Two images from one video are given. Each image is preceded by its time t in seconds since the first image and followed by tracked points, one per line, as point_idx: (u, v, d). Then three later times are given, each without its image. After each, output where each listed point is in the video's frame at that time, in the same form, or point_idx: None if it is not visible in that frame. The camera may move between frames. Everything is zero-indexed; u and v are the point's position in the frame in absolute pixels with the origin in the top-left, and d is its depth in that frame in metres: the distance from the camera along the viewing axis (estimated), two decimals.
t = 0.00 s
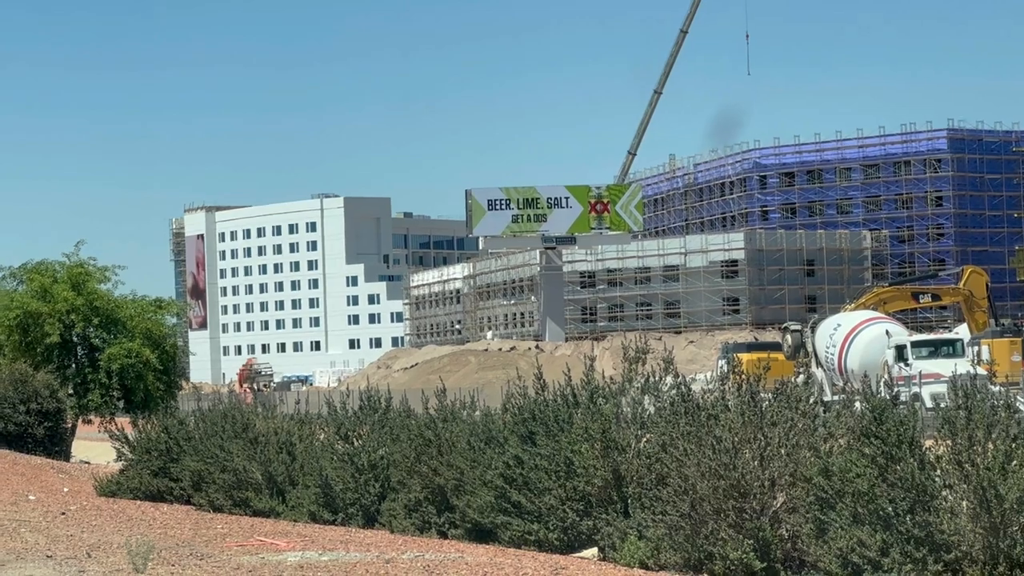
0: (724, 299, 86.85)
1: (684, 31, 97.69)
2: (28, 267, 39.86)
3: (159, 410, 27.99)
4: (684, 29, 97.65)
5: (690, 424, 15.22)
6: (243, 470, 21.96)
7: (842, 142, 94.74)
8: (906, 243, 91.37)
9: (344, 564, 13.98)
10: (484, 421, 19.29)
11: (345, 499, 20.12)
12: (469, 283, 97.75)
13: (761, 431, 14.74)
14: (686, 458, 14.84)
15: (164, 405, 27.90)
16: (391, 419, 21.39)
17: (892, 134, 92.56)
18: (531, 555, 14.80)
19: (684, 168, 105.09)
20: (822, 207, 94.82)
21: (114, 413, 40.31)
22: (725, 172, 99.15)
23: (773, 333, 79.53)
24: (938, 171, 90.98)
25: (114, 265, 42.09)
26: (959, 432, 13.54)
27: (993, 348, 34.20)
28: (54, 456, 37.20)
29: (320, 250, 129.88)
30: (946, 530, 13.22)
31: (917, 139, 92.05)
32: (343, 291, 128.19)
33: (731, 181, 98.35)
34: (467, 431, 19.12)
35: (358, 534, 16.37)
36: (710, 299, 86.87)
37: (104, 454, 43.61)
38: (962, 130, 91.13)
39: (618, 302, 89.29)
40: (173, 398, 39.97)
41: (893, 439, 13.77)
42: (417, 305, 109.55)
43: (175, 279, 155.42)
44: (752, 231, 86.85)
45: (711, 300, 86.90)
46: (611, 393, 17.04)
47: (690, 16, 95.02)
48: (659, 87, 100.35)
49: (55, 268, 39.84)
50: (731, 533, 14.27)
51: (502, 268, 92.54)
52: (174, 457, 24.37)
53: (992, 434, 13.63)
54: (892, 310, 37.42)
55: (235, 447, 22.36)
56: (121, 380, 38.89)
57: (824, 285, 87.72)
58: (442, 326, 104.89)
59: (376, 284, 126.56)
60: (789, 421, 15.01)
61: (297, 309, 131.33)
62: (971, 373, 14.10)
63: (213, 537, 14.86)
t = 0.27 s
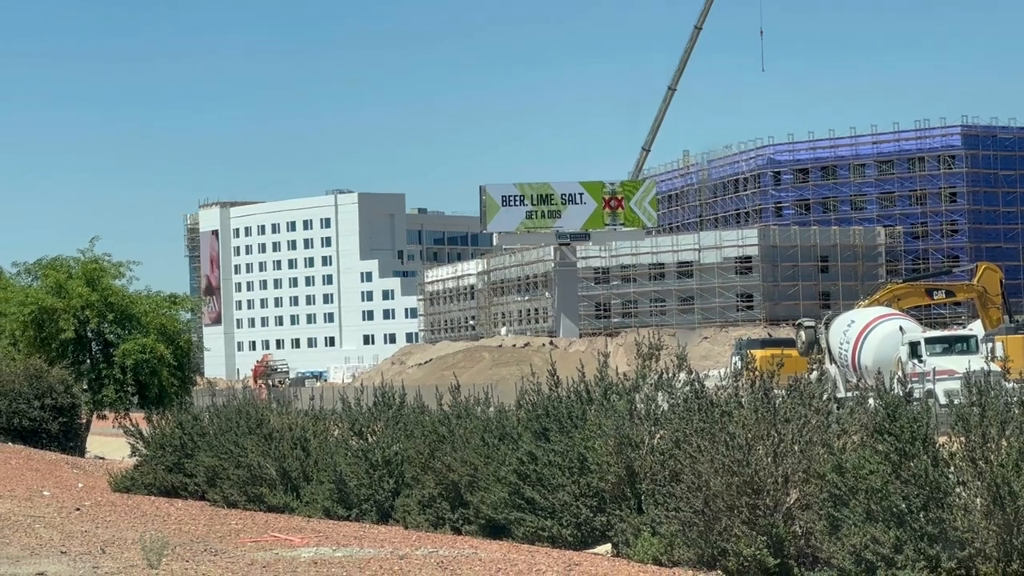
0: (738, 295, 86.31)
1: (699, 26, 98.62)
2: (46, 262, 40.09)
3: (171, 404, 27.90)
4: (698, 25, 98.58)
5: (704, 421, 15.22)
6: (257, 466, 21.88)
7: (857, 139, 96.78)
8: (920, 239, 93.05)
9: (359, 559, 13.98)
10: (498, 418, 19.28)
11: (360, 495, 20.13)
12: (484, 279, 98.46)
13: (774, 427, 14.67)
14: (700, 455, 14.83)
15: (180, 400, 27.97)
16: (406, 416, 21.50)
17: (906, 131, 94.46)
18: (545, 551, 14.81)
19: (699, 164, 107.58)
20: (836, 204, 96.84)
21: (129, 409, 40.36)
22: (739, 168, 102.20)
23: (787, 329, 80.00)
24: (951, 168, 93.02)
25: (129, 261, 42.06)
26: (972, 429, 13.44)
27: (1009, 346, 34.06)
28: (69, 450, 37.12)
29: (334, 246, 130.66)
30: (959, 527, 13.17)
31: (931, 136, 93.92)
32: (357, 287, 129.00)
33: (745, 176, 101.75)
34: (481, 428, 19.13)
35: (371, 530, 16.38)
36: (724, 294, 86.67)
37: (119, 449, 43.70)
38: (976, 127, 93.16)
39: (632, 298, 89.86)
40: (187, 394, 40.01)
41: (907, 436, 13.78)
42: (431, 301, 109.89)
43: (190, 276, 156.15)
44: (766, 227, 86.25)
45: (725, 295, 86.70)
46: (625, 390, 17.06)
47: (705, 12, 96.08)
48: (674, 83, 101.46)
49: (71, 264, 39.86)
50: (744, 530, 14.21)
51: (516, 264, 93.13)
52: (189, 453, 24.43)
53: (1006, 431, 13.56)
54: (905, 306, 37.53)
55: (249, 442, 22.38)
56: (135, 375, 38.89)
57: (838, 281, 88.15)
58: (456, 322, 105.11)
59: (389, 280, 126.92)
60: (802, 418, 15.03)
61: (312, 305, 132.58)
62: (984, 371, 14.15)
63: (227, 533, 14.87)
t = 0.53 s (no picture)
0: (751, 294, 87.51)
1: (712, 25, 99.75)
2: (57, 261, 39.99)
3: (183, 404, 27.85)
4: (711, 24, 99.72)
5: (716, 420, 15.24)
6: (269, 464, 21.95)
7: (869, 138, 98.57)
8: (933, 239, 95.19)
9: (370, 558, 13.97)
10: (509, 416, 19.27)
11: (372, 494, 20.21)
12: (496, 278, 98.34)
13: (787, 426, 14.71)
14: (712, 454, 14.84)
15: (192, 400, 28.02)
16: (417, 414, 21.58)
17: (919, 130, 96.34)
18: (556, 551, 14.81)
19: (711, 164, 109.25)
20: (849, 203, 98.84)
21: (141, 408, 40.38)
22: (752, 167, 104.31)
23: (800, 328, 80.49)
24: (964, 167, 94.79)
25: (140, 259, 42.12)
26: (985, 429, 13.37)
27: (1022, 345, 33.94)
28: (81, 449, 37.05)
29: (346, 244, 130.92)
30: (972, 526, 12.99)
31: (944, 135, 95.77)
32: (368, 285, 129.18)
33: (757, 175, 103.72)
34: (492, 427, 19.15)
35: (383, 530, 16.44)
36: (737, 293, 87.67)
37: (130, 448, 43.75)
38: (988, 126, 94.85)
39: (644, 297, 90.67)
40: (198, 393, 40.05)
41: (920, 435, 13.63)
42: (444, 300, 110.00)
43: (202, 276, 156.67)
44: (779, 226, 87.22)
45: (738, 294, 87.70)
46: (637, 389, 17.07)
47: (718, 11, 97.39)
48: (688, 81, 102.68)
49: (83, 262, 39.73)
50: (756, 529, 14.20)
51: (529, 263, 93.42)
52: (200, 451, 24.48)
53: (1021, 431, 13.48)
54: (917, 305, 37.54)
55: (261, 441, 22.40)
56: (147, 374, 38.94)
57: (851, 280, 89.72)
58: (469, 321, 105.34)
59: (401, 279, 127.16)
60: (814, 418, 14.98)
61: (323, 304, 132.82)
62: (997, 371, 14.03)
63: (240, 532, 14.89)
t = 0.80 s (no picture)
0: (762, 292, 87.60)
1: (723, 22, 99.85)
2: (68, 258, 40.40)
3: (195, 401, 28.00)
4: (722, 21, 99.85)
5: (727, 417, 15.32)
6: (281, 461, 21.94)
7: (881, 136, 100.51)
8: (945, 237, 96.17)
9: (381, 554, 13.99)
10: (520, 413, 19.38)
11: (383, 491, 20.59)
12: (507, 275, 98.52)
13: (798, 423, 14.70)
14: (723, 451, 14.93)
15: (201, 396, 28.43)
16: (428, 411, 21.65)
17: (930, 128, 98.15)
18: (567, 548, 14.85)
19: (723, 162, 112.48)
20: (860, 201, 100.63)
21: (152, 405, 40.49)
22: (764, 165, 106.30)
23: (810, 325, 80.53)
24: (976, 164, 96.20)
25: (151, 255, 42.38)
26: (997, 425, 13.26)
27: None
28: (92, 447, 36.03)
29: (358, 241, 132.15)
30: (984, 523, 12.94)
31: (956, 133, 97.43)
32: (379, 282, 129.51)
33: (769, 173, 105.74)
34: (502, 424, 19.27)
35: (396, 527, 16.57)
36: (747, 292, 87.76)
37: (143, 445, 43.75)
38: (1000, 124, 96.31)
39: (655, 295, 91.14)
40: (209, 389, 40.04)
41: (932, 432, 13.51)
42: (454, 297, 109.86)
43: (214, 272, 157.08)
44: (790, 224, 87.51)
45: (749, 292, 87.84)
46: (648, 385, 17.14)
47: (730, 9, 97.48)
48: (698, 78, 102.86)
49: (94, 258, 40.04)
50: (767, 527, 14.26)
51: (540, 261, 93.50)
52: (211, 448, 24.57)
53: None
54: (928, 304, 37.77)
55: (271, 436, 22.41)
56: (159, 370, 39.01)
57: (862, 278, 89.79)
58: (480, 318, 105.45)
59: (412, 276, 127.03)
60: (826, 414, 14.92)
61: (334, 300, 132.81)
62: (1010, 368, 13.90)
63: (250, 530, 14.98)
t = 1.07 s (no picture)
0: (771, 288, 88.30)
1: (732, 19, 99.66)
2: (77, 253, 40.53)
3: (204, 396, 28.08)
4: (732, 17, 99.67)
5: (736, 413, 15.45)
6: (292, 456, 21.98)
7: (891, 132, 101.55)
8: (954, 233, 97.46)
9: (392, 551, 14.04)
10: (529, 408, 19.49)
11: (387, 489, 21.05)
12: (517, 270, 98.61)
13: (807, 419, 14.74)
14: (732, 447, 14.99)
15: (209, 391, 28.46)
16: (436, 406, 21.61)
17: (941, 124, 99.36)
18: (577, 544, 14.91)
19: (731, 158, 113.28)
20: (869, 197, 101.40)
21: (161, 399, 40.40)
22: (773, 161, 106.95)
23: (818, 321, 80.56)
24: (986, 160, 97.47)
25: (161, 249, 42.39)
26: (1007, 423, 13.23)
27: None
28: (98, 440, 35.90)
29: (367, 237, 132.37)
30: (993, 520, 12.80)
31: (966, 129, 98.72)
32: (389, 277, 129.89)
33: (777, 169, 106.40)
34: (512, 419, 19.39)
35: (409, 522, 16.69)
36: (756, 287, 88.32)
37: (153, 440, 43.67)
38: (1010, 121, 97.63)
39: (665, 290, 91.12)
40: (218, 384, 39.97)
41: (941, 428, 13.40)
42: (464, 293, 110.10)
43: (223, 268, 157.37)
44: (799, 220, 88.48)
45: (757, 287, 88.36)
46: (656, 381, 17.27)
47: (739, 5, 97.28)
48: (708, 75, 102.70)
49: (103, 254, 40.23)
50: (775, 521, 14.32)
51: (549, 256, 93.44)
52: (219, 444, 24.58)
53: None
54: (937, 299, 37.79)
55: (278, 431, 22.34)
56: (167, 365, 38.97)
57: (871, 274, 89.91)
58: (489, 314, 105.53)
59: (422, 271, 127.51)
60: (835, 410, 14.95)
61: (343, 296, 133.48)
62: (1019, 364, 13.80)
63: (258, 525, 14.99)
